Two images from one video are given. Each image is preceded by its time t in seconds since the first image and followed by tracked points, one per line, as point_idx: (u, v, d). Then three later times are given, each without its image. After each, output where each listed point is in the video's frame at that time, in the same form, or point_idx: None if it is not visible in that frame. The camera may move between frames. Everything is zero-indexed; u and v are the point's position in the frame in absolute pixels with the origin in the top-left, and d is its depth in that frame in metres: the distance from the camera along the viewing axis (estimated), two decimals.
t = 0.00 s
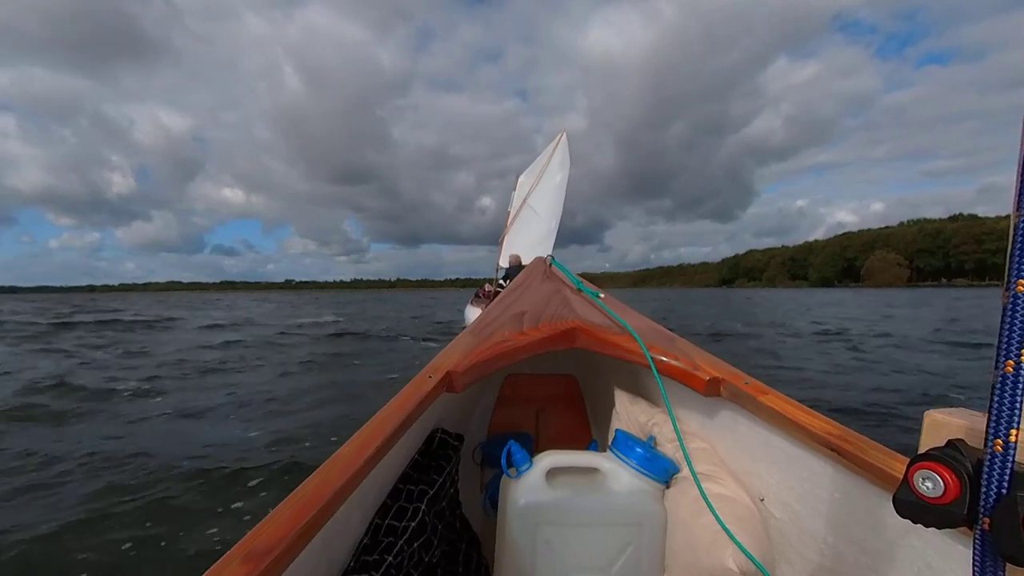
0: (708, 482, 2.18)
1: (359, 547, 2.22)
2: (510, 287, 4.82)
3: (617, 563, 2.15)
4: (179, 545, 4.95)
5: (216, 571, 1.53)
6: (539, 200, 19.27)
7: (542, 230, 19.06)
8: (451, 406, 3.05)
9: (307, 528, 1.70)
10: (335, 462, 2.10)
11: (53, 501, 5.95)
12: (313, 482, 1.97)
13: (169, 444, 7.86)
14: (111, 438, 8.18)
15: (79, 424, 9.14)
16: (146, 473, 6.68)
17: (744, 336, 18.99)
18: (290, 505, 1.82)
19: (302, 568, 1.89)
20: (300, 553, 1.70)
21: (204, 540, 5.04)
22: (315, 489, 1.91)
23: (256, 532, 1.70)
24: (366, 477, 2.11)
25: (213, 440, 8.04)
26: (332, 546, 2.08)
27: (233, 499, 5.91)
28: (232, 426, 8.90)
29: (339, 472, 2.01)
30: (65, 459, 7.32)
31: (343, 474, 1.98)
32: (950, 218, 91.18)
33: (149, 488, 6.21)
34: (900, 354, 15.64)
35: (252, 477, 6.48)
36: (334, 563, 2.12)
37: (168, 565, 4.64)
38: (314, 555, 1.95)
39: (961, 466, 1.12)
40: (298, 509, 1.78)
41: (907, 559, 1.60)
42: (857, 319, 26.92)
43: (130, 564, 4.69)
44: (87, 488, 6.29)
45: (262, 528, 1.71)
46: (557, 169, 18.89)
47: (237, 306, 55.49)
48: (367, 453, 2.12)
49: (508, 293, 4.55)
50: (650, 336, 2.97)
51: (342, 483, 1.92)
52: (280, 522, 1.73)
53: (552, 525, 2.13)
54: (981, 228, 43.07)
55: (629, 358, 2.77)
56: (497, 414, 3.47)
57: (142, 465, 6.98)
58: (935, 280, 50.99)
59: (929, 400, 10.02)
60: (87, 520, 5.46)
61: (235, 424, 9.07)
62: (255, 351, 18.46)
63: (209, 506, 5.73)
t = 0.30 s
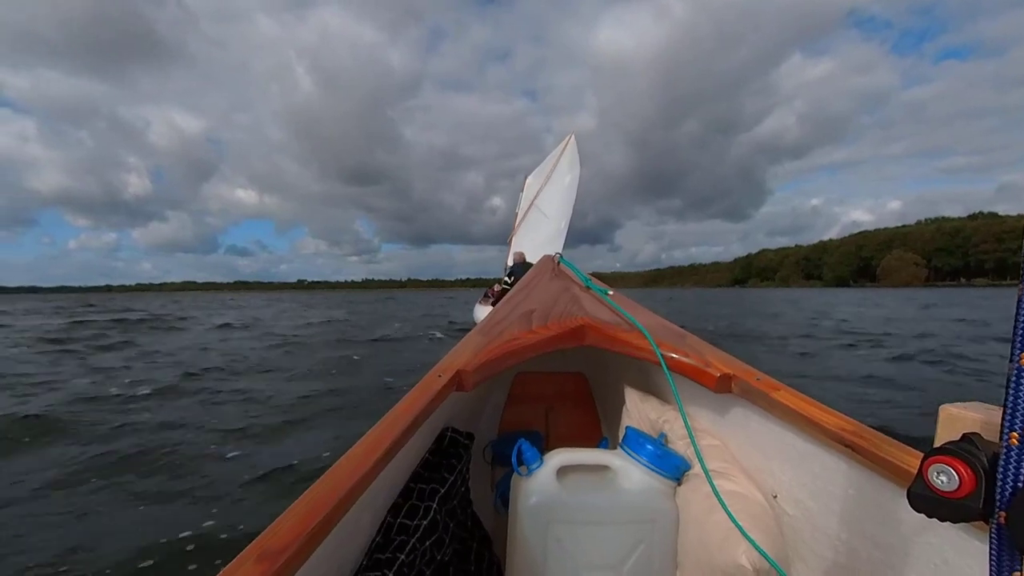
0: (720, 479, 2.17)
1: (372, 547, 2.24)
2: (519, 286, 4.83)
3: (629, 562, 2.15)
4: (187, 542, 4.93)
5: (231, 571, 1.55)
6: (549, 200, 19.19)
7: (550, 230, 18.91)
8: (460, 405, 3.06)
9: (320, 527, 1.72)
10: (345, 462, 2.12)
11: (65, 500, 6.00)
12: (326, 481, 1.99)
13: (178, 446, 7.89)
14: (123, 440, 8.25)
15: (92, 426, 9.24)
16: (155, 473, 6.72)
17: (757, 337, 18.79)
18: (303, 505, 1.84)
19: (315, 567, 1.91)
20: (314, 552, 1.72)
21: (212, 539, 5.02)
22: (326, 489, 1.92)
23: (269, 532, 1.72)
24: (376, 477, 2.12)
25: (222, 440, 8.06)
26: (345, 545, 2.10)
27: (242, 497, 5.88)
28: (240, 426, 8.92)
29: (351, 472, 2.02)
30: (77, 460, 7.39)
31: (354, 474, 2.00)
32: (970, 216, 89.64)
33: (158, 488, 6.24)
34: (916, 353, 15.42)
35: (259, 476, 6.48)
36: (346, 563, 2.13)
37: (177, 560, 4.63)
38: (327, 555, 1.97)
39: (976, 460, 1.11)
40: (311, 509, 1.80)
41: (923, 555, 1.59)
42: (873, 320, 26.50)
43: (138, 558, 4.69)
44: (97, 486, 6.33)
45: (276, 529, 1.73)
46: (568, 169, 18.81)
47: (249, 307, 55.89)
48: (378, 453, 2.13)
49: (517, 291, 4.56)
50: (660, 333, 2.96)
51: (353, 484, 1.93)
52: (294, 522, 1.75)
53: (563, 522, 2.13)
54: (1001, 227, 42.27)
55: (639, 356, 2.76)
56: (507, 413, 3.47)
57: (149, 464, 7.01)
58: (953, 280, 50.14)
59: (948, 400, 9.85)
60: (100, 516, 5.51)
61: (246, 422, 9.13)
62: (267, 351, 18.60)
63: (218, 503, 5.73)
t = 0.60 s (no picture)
0: (732, 475, 2.16)
1: (385, 543, 2.25)
2: (528, 283, 4.82)
3: (641, 560, 2.14)
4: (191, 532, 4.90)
5: (247, 568, 1.56)
6: (550, 204, 19.19)
7: (552, 235, 18.96)
8: (471, 402, 3.06)
9: (334, 524, 1.73)
10: (358, 460, 2.12)
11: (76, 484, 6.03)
12: (340, 478, 2.00)
13: (188, 433, 7.91)
14: (133, 425, 8.29)
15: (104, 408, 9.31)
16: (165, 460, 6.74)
17: (767, 335, 18.62)
18: (316, 502, 1.84)
19: (329, 564, 1.92)
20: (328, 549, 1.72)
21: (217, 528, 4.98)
22: (340, 486, 1.93)
23: (284, 529, 1.72)
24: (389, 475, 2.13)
25: (232, 429, 8.07)
26: (359, 542, 2.11)
27: (248, 487, 5.86)
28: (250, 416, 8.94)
29: (363, 469, 2.03)
30: (88, 444, 7.43)
31: (367, 471, 2.00)
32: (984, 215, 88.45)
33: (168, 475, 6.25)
34: (929, 352, 15.24)
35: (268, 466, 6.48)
36: (359, 560, 2.14)
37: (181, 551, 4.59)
38: (341, 552, 1.98)
39: (996, 457, 1.10)
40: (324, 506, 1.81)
41: (940, 551, 1.57)
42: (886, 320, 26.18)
43: (142, 549, 4.65)
44: (107, 472, 6.35)
45: (293, 524, 1.74)
46: (569, 174, 18.80)
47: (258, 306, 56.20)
48: (390, 450, 2.14)
49: (526, 289, 4.56)
50: (670, 329, 2.94)
51: (368, 481, 1.94)
52: (308, 519, 1.75)
53: (575, 519, 2.13)
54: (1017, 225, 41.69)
55: (650, 352, 2.75)
56: (517, 410, 3.47)
57: (159, 453, 7.02)
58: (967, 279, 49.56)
59: (962, 396, 9.68)
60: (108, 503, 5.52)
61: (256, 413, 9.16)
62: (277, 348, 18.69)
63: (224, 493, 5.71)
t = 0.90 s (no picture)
0: (741, 479, 2.15)
1: (392, 546, 2.25)
2: (533, 286, 4.81)
3: (649, 563, 2.13)
4: (190, 529, 4.83)
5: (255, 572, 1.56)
6: (548, 206, 19.23)
7: (552, 235, 19.14)
8: (477, 405, 3.06)
9: (342, 526, 1.73)
10: (365, 463, 2.12)
11: (79, 480, 6.01)
12: (347, 480, 2.00)
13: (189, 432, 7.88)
14: (134, 425, 8.26)
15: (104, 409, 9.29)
16: (166, 458, 6.71)
17: (773, 336, 18.50)
18: (324, 506, 1.84)
19: (337, 567, 1.92)
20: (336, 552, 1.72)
21: (217, 525, 4.92)
22: (346, 490, 1.93)
23: (293, 532, 1.73)
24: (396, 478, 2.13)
25: (233, 428, 8.04)
26: (366, 545, 2.11)
27: (250, 481, 5.84)
28: (252, 414, 8.93)
29: (371, 472, 2.03)
30: (87, 443, 7.38)
31: (375, 474, 2.01)
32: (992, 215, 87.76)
33: (169, 471, 6.23)
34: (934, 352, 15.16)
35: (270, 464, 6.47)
36: (367, 563, 2.15)
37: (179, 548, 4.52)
38: (348, 556, 1.97)
39: (1011, 462, 1.08)
40: (332, 510, 1.81)
41: (950, 555, 1.56)
42: (892, 320, 25.97)
43: (141, 546, 4.59)
44: (112, 467, 6.38)
45: (302, 526, 1.75)
46: (564, 176, 18.87)
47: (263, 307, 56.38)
48: (397, 454, 2.13)
49: (532, 291, 4.55)
50: (677, 331, 2.93)
51: (375, 484, 1.94)
52: (316, 522, 1.75)
53: (583, 523, 2.12)
54: None
55: (656, 355, 2.74)
56: (523, 413, 3.46)
57: (160, 450, 7.01)
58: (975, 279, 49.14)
59: (971, 397, 9.59)
60: (111, 498, 5.51)
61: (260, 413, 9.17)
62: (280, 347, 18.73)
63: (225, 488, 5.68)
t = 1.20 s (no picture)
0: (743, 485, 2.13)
1: (393, 550, 2.23)
2: (536, 290, 4.80)
3: (651, 569, 2.11)
4: (188, 539, 4.82)
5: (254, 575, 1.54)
6: (555, 204, 19.23)
7: (558, 235, 19.12)
8: (479, 409, 3.04)
9: (343, 529, 1.72)
10: (366, 466, 2.11)
11: (80, 489, 6.01)
12: (349, 482, 1.99)
13: (191, 437, 7.88)
14: (136, 429, 8.27)
15: (108, 413, 9.31)
16: (169, 464, 6.72)
17: (779, 338, 18.37)
18: (324, 509, 1.83)
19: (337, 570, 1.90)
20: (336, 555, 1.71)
21: (215, 535, 4.91)
22: (347, 493, 1.91)
23: (293, 534, 1.71)
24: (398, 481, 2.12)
25: (235, 433, 8.04)
26: (367, 549, 2.09)
27: (250, 490, 5.82)
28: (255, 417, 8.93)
29: (372, 476, 2.02)
30: (90, 449, 7.40)
31: (376, 477, 2.00)
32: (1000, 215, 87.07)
33: (171, 480, 6.22)
34: (942, 354, 15.05)
35: (273, 467, 6.47)
36: (368, 566, 2.13)
37: (176, 558, 4.51)
38: (348, 560, 1.96)
39: (1017, 470, 1.06)
40: (332, 513, 1.79)
41: (956, 563, 1.53)
42: (900, 322, 25.74)
43: (138, 554, 4.58)
44: (116, 475, 6.41)
45: (303, 529, 1.73)
46: (572, 174, 18.95)
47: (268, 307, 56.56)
48: (399, 457, 2.12)
49: (535, 295, 4.54)
50: (680, 336, 2.91)
51: (376, 487, 1.93)
52: (316, 525, 1.74)
53: (584, 529, 2.10)
54: None
55: (660, 360, 2.72)
56: (525, 418, 3.44)
57: (163, 456, 7.02)
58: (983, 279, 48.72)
59: (979, 401, 9.49)
60: (115, 509, 5.51)
61: (264, 414, 9.17)
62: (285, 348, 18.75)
63: (227, 498, 5.68)
